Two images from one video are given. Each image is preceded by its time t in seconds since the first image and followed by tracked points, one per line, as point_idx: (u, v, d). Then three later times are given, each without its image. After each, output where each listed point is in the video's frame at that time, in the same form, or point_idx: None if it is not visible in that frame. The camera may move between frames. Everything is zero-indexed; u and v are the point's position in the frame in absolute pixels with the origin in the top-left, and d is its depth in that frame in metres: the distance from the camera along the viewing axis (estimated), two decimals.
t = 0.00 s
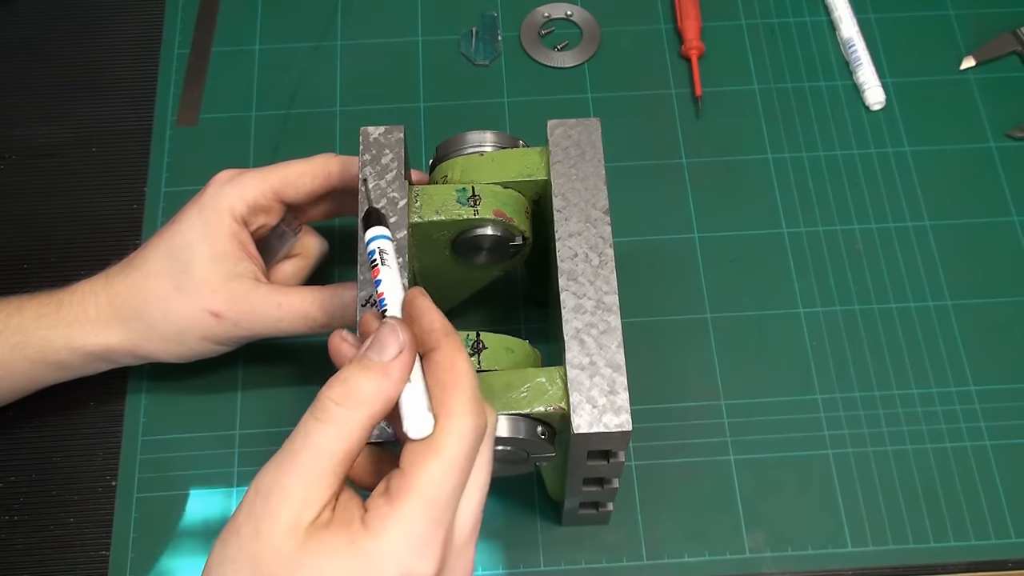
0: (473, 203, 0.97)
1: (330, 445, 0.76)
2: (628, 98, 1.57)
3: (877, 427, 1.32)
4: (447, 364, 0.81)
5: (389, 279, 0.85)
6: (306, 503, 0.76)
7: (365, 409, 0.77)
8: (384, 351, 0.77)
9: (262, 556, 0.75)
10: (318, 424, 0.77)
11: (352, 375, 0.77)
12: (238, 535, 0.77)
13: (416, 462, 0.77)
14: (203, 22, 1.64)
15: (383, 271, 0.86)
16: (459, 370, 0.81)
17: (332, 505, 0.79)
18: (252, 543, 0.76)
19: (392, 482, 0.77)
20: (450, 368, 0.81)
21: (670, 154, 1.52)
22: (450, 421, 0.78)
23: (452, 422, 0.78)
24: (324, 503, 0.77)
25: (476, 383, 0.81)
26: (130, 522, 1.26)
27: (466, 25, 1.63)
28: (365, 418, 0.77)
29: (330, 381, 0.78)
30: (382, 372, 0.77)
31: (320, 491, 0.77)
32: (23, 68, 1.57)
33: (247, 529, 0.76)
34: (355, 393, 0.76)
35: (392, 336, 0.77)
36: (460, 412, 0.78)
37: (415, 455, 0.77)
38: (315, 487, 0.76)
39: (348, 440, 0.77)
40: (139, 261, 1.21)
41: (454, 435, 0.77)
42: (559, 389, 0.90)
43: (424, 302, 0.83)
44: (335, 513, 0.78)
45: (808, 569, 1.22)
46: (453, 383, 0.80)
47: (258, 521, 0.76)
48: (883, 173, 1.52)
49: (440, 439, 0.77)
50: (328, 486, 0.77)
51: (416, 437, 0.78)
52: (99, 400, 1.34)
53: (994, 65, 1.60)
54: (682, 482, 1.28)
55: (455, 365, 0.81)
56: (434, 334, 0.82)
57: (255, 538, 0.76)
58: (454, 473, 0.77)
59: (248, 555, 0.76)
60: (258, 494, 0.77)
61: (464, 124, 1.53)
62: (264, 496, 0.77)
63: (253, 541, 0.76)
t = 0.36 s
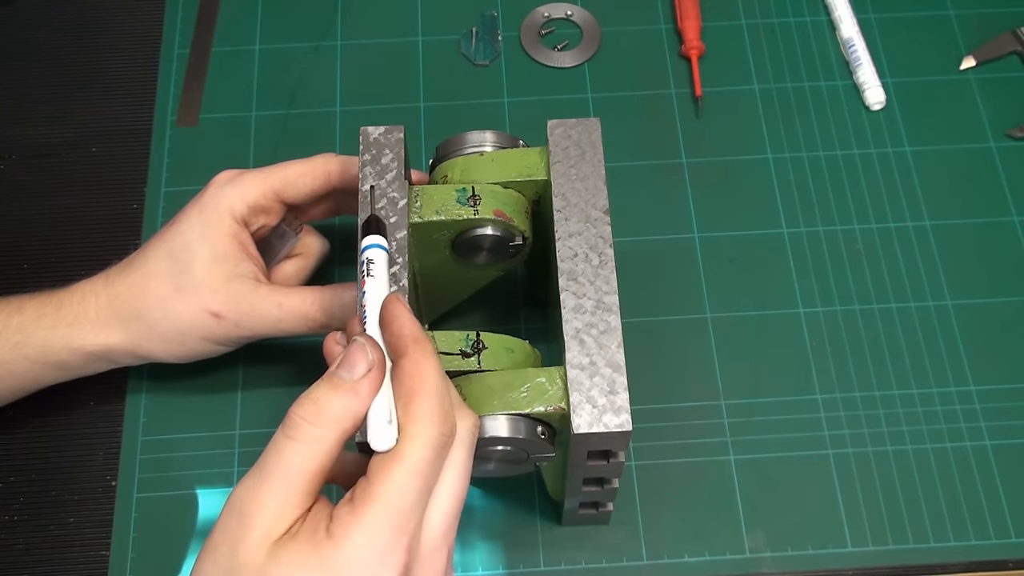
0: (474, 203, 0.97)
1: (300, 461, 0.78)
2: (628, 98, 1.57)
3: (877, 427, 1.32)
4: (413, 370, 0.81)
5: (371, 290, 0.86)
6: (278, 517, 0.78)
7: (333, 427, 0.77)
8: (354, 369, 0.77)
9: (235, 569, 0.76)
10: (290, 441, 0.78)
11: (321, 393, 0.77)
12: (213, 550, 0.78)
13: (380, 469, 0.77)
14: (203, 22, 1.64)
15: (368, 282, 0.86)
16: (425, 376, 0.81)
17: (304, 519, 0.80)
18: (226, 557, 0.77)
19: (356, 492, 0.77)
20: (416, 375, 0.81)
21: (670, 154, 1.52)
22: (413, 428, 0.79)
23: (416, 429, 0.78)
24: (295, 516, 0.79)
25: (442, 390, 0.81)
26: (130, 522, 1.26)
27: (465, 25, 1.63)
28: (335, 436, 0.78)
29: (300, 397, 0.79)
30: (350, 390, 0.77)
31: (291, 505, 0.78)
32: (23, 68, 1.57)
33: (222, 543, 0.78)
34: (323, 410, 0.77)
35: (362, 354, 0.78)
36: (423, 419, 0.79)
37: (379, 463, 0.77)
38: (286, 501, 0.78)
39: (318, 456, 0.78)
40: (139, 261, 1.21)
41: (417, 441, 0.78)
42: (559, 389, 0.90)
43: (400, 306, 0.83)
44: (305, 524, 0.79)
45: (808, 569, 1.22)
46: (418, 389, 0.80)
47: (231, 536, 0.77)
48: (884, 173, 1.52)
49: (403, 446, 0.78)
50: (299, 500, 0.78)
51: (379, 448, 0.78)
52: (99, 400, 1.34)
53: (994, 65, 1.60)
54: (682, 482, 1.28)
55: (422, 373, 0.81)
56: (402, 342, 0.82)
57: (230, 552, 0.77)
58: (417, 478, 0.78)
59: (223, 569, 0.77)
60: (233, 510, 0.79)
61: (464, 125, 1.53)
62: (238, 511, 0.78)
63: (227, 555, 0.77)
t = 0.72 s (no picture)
0: (474, 203, 0.97)
1: (295, 458, 0.78)
2: (628, 98, 1.57)
3: (877, 427, 1.32)
4: (405, 367, 0.81)
5: (364, 292, 0.87)
6: (273, 515, 0.77)
7: (326, 422, 0.78)
8: (348, 365, 0.78)
9: (231, 569, 0.76)
10: (284, 437, 0.78)
11: (315, 389, 0.78)
12: (209, 550, 0.78)
13: (374, 466, 0.77)
14: (203, 22, 1.64)
15: (361, 283, 0.87)
16: (417, 372, 0.81)
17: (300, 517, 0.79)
18: (222, 556, 0.77)
19: (352, 489, 0.77)
20: (408, 372, 0.81)
21: (670, 154, 1.52)
22: (406, 424, 0.79)
23: (409, 425, 0.79)
24: (290, 514, 0.78)
25: (435, 386, 0.82)
26: (130, 523, 1.26)
27: (465, 25, 1.63)
28: (328, 431, 0.78)
29: (293, 394, 0.79)
30: (344, 385, 0.78)
31: (286, 503, 0.78)
32: (23, 68, 1.57)
33: (218, 542, 0.77)
34: (317, 406, 0.77)
35: (356, 350, 0.79)
36: (416, 414, 0.79)
37: (373, 460, 0.78)
38: (280, 499, 0.77)
39: (312, 452, 0.78)
40: (139, 261, 1.21)
41: (410, 437, 0.78)
42: (559, 389, 0.90)
43: (391, 307, 0.83)
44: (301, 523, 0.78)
45: (808, 569, 1.22)
46: (410, 386, 0.81)
47: (227, 535, 0.77)
48: (884, 173, 1.52)
49: (397, 442, 0.78)
50: (294, 498, 0.78)
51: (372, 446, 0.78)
52: (99, 400, 1.34)
53: (994, 65, 1.60)
54: (682, 482, 1.28)
55: (414, 370, 0.81)
56: (394, 340, 0.82)
57: (226, 552, 0.77)
58: (411, 474, 0.78)
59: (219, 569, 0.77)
60: (228, 509, 0.78)
61: (463, 125, 1.53)
62: (233, 511, 0.78)
63: (223, 554, 0.77)
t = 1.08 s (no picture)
0: (474, 203, 0.97)
1: (286, 457, 0.78)
2: (628, 99, 1.57)
3: (877, 427, 1.32)
4: (393, 365, 0.81)
5: (357, 292, 0.86)
6: (265, 514, 0.77)
7: (316, 420, 0.78)
8: (337, 363, 0.79)
9: (224, 568, 0.76)
10: (275, 436, 0.78)
11: (305, 388, 0.79)
12: (203, 549, 0.78)
13: (364, 465, 0.77)
14: (203, 22, 1.64)
15: (355, 283, 0.87)
16: (405, 370, 0.81)
17: (293, 516, 0.79)
18: (215, 556, 0.77)
19: (342, 488, 0.77)
20: (397, 369, 0.81)
21: (670, 154, 1.52)
22: (395, 422, 0.79)
23: (398, 423, 0.78)
24: (283, 513, 0.78)
25: (425, 384, 0.81)
26: (130, 523, 1.26)
27: (465, 25, 1.63)
28: (318, 429, 0.79)
29: (284, 393, 0.80)
30: (332, 383, 0.78)
31: (278, 502, 0.78)
32: (23, 68, 1.57)
33: (212, 542, 0.78)
34: (307, 404, 0.78)
35: (345, 348, 0.79)
36: (405, 413, 0.79)
37: (362, 460, 0.78)
38: (272, 498, 0.78)
39: (303, 450, 0.78)
40: (140, 262, 1.21)
41: (399, 435, 0.78)
42: (559, 389, 0.90)
43: (380, 305, 0.83)
44: (294, 522, 0.78)
45: (808, 569, 1.22)
46: (399, 383, 0.80)
47: (220, 534, 0.77)
48: (884, 173, 1.52)
49: (386, 441, 0.78)
50: (286, 497, 0.78)
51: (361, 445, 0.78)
52: (99, 400, 1.34)
53: (994, 65, 1.60)
54: (682, 483, 1.28)
55: (403, 367, 0.81)
56: (382, 339, 0.82)
57: (219, 551, 0.77)
58: (400, 472, 0.77)
59: (212, 568, 0.77)
60: (221, 508, 0.79)
61: (463, 125, 1.53)
62: (226, 510, 0.78)
63: (216, 553, 0.77)
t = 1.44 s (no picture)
0: (473, 203, 0.97)
1: (289, 455, 0.78)
2: (627, 99, 1.57)
3: (877, 427, 1.32)
4: (395, 363, 0.81)
5: (359, 291, 0.86)
6: (266, 512, 0.77)
7: (318, 418, 0.78)
8: (339, 361, 0.79)
9: (225, 566, 0.76)
10: (277, 434, 0.78)
11: (307, 385, 0.79)
12: (205, 548, 0.78)
13: (366, 463, 0.77)
14: (203, 23, 1.64)
15: (357, 283, 0.87)
16: (408, 368, 0.81)
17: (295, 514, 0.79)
18: (217, 554, 0.77)
19: (344, 486, 0.77)
20: (399, 367, 0.81)
21: (670, 154, 1.52)
22: (397, 419, 0.79)
23: (400, 420, 0.78)
24: (285, 511, 0.78)
25: (427, 382, 0.81)
26: (130, 523, 1.26)
27: (465, 25, 1.63)
28: (320, 427, 0.79)
29: (286, 392, 0.80)
30: (335, 380, 0.78)
31: (280, 500, 0.78)
32: (23, 68, 1.57)
33: (214, 540, 0.78)
34: (309, 402, 0.78)
35: (347, 346, 0.80)
36: (407, 410, 0.79)
37: (364, 457, 0.78)
38: (274, 496, 0.77)
39: (306, 449, 0.78)
40: (140, 262, 1.21)
41: (401, 433, 0.78)
42: (559, 389, 0.90)
43: (382, 304, 0.84)
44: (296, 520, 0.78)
45: (808, 569, 1.22)
46: (401, 381, 0.80)
47: (222, 533, 0.77)
48: (883, 173, 1.52)
49: (389, 439, 0.78)
50: (288, 495, 0.78)
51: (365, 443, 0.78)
52: (99, 400, 1.34)
53: (994, 65, 1.60)
54: (682, 482, 1.28)
55: (405, 365, 0.81)
56: (385, 337, 0.82)
57: (221, 549, 0.77)
58: (402, 470, 0.77)
59: (214, 566, 0.77)
60: (224, 507, 0.79)
61: (464, 125, 1.53)
62: (228, 508, 0.78)
63: (218, 551, 0.77)
